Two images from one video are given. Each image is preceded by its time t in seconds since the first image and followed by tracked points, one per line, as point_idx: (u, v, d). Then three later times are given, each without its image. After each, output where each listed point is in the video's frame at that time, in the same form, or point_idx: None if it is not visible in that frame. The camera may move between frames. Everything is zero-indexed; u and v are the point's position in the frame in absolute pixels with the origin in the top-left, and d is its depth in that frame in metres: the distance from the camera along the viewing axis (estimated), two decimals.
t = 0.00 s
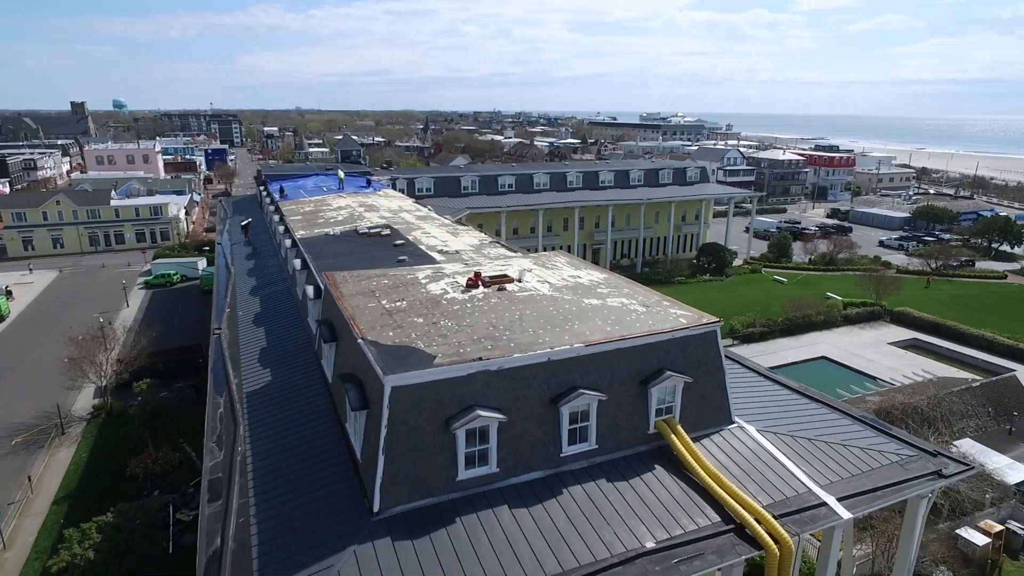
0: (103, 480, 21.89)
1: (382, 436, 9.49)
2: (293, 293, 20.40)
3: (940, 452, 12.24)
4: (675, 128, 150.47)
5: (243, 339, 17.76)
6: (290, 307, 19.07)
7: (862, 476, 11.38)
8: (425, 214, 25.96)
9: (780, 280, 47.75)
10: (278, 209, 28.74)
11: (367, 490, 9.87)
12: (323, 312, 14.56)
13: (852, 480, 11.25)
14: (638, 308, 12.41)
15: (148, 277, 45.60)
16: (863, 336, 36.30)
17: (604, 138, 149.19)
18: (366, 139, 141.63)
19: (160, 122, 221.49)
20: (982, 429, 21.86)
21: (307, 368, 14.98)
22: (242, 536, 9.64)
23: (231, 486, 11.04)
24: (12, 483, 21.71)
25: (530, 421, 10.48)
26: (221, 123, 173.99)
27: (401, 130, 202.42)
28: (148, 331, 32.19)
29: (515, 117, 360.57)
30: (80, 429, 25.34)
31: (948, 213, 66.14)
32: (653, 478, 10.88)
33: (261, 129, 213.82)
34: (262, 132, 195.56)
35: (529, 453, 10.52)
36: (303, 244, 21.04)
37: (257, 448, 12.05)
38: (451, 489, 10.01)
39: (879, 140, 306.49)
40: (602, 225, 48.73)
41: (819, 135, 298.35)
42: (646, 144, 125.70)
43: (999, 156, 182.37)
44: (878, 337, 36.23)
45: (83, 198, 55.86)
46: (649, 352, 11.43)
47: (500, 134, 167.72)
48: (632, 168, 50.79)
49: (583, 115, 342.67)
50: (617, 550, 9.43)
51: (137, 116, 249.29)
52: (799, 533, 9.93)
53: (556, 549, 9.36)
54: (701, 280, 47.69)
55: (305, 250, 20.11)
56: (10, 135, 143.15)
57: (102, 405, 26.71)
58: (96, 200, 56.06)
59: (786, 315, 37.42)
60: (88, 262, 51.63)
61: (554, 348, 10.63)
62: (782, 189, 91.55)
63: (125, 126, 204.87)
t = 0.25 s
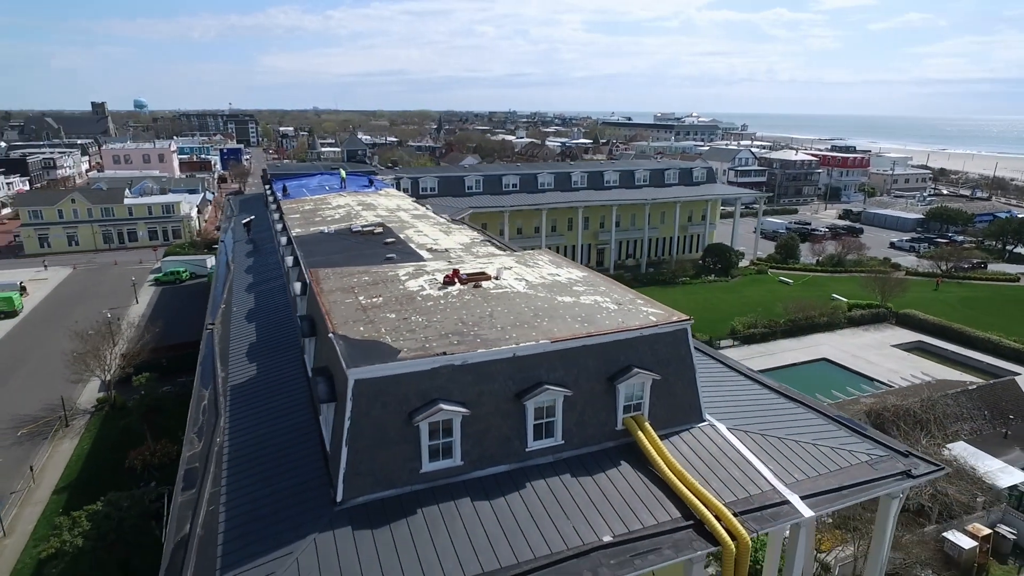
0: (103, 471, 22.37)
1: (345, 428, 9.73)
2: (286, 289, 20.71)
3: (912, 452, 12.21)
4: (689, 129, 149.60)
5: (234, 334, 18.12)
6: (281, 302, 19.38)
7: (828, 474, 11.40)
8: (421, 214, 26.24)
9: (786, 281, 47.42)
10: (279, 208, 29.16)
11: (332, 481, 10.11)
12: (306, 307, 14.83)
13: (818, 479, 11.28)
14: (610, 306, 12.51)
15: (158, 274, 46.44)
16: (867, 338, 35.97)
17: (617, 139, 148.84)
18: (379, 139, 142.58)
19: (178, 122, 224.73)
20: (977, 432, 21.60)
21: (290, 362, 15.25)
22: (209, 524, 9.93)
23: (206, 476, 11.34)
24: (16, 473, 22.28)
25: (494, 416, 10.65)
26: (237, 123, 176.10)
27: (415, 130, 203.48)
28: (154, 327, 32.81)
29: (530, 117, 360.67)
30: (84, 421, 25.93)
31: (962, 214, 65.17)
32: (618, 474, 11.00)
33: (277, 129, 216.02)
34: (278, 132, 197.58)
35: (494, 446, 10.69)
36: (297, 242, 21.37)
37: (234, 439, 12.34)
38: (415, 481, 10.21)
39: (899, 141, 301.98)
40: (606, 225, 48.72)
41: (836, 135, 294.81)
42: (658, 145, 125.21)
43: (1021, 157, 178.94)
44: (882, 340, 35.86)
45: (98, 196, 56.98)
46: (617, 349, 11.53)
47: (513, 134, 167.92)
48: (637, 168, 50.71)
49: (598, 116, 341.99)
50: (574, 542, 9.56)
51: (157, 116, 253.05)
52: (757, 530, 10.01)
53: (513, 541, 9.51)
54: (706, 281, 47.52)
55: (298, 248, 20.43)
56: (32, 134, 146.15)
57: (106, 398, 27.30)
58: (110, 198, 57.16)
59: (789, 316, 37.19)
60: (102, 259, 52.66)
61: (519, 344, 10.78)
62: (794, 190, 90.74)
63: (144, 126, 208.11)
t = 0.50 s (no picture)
0: (105, 462, 22.94)
1: (311, 419, 9.99)
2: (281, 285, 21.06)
3: (884, 453, 12.20)
4: (704, 129, 148.66)
5: (227, 329, 18.51)
6: (274, 297, 19.73)
7: (796, 473, 11.44)
8: (419, 213, 26.52)
9: (793, 283, 47.03)
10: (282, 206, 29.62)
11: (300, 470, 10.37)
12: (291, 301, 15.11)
13: (785, 477, 11.33)
14: (583, 303, 12.63)
15: (169, 271, 47.32)
16: (871, 340, 35.60)
17: (631, 139, 148.39)
18: (394, 139, 143.52)
19: (198, 122, 228.08)
20: (972, 436, 21.33)
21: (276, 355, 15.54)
22: (180, 510, 10.24)
23: (183, 465, 11.66)
24: (20, 462, 22.90)
25: (461, 409, 10.83)
26: (256, 123, 178.25)
27: (430, 130, 204.46)
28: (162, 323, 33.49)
29: (545, 117, 360.49)
30: (89, 414, 26.58)
31: (979, 216, 64.08)
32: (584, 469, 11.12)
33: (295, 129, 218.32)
34: (296, 132, 199.73)
35: (461, 440, 10.88)
36: (293, 239, 21.74)
37: (215, 429, 12.67)
38: (381, 472, 10.44)
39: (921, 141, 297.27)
40: (612, 225, 48.70)
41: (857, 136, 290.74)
42: (672, 145, 124.62)
43: None
44: (887, 342, 35.48)
45: (114, 195, 58.14)
46: (587, 346, 11.65)
47: (527, 134, 168.01)
48: (644, 168, 50.61)
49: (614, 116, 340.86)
50: (532, 535, 9.71)
51: (179, 116, 257.03)
52: (717, 526, 10.09)
53: (473, 533, 9.69)
54: (712, 281, 47.30)
55: (293, 245, 20.78)
56: (57, 135, 149.35)
57: (112, 392, 27.95)
58: (126, 197, 58.29)
59: (793, 318, 36.89)
60: (117, 256, 53.76)
61: (487, 339, 10.95)
62: (808, 191, 89.83)
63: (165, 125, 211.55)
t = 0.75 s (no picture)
0: (109, 453, 23.51)
1: (281, 409, 10.27)
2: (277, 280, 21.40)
3: (856, 453, 12.19)
4: (720, 129, 147.43)
5: (222, 324, 18.91)
6: (268, 292, 20.07)
7: (764, 472, 11.47)
8: (417, 212, 26.80)
9: (802, 285, 46.59)
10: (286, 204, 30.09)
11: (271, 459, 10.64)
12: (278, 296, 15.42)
13: (753, 475, 11.36)
14: (557, 300, 12.76)
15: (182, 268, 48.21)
16: (877, 343, 35.18)
17: (647, 139, 147.72)
18: (409, 139, 144.39)
19: (220, 121, 231.49)
20: (969, 440, 21.04)
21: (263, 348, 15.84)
22: (154, 496, 10.55)
23: (164, 453, 12.01)
24: (28, 452, 23.58)
25: (429, 403, 11.03)
26: (275, 123, 180.48)
27: (446, 130, 205.30)
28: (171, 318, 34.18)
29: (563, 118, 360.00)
30: (97, 406, 27.24)
31: (998, 219, 62.85)
32: (551, 464, 11.24)
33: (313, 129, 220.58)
34: (314, 132, 201.83)
35: (429, 433, 11.08)
36: (290, 237, 22.12)
37: (197, 420, 13.01)
38: (349, 463, 10.67)
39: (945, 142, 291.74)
40: (619, 225, 48.64)
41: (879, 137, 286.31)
42: (687, 146, 123.84)
43: None
44: (894, 345, 35.02)
45: (132, 193, 59.35)
46: (557, 342, 11.79)
47: (543, 134, 167.96)
48: (652, 168, 50.45)
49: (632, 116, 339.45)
50: (492, 526, 9.88)
51: (201, 116, 261.07)
52: (677, 522, 10.17)
53: (434, 524, 9.85)
54: (719, 283, 47.02)
55: (289, 243, 21.14)
56: (82, 134, 152.65)
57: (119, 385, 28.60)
58: (142, 195, 59.47)
59: (798, 320, 36.54)
60: (133, 253, 54.90)
61: (456, 334, 11.14)
62: (824, 192, 88.76)
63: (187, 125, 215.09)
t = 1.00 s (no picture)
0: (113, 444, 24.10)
1: (252, 400, 10.58)
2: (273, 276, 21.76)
3: (827, 453, 12.18)
4: (738, 129, 146.06)
5: (217, 318, 19.31)
6: (263, 287, 20.44)
7: (731, 470, 11.52)
8: (416, 211, 27.08)
9: (811, 286, 46.12)
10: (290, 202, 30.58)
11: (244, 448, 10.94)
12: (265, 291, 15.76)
13: (720, 473, 11.42)
14: (531, 298, 12.92)
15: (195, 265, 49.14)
16: (884, 346, 34.73)
17: (663, 140, 146.99)
18: (426, 139, 145.19)
19: (241, 121, 234.75)
20: (966, 444, 20.75)
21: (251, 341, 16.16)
22: (131, 482, 10.91)
23: (146, 443, 12.38)
24: (36, 442, 24.29)
25: (399, 397, 11.26)
26: (295, 123, 182.61)
27: (463, 130, 206.01)
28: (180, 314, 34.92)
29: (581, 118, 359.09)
30: (105, 398, 27.95)
31: (1018, 221, 61.58)
32: (518, 458, 11.40)
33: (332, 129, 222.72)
34: (333, 132, 203.91)
35: (398, 427, 11.30)
36: (287, 234, 22.52)
37: (181, 411, 13.37)
38: (319, 454, 10.93)
39: (972, 142, 285.71)
40: (627, 225, 48.55)
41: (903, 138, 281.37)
42: (703, 146, 122.90)
43: None
44: (901, 348, 34.57)
45: (149, 191, 60.56)
46: (527, 339, 11.95)
47: (559, 134, 167.80)
48: (661, 169, 50.27)
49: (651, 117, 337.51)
50: (454, 518, 10.07)
51: (223, 116, 265.08)
52: (638, 518, 10.28)
53: (397, 514, 10.08)
54: (727, 284, 46.72)
55: (286, 240, 21.54)
56: (107, 135, 156.06)
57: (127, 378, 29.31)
58: (160, 193, 60.67)
59: (803, 322, 36.22)
60: (150, 250, 56.06)
61: (426, 330, 11.36)
62: (841, 193, 87.59)
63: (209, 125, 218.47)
